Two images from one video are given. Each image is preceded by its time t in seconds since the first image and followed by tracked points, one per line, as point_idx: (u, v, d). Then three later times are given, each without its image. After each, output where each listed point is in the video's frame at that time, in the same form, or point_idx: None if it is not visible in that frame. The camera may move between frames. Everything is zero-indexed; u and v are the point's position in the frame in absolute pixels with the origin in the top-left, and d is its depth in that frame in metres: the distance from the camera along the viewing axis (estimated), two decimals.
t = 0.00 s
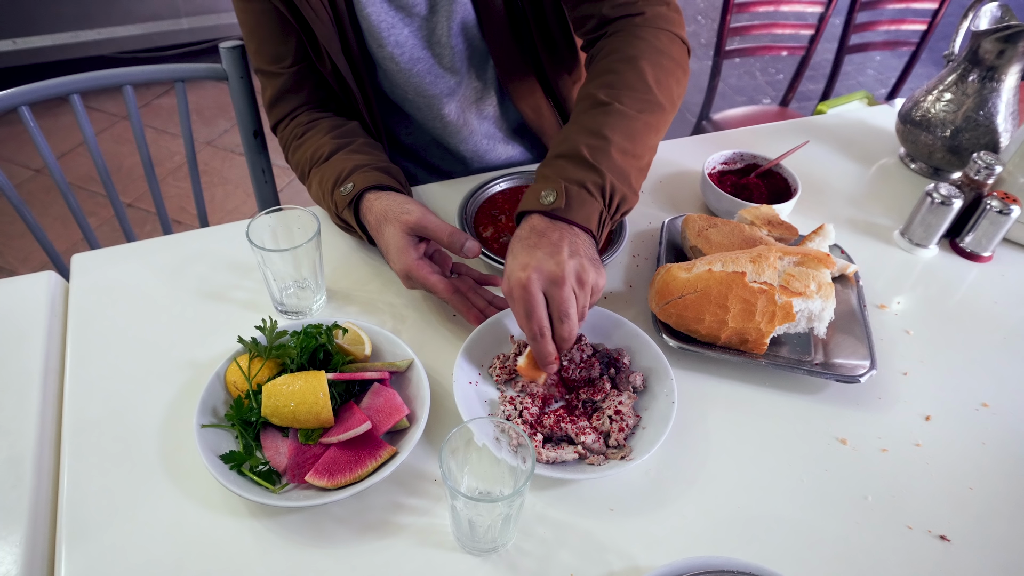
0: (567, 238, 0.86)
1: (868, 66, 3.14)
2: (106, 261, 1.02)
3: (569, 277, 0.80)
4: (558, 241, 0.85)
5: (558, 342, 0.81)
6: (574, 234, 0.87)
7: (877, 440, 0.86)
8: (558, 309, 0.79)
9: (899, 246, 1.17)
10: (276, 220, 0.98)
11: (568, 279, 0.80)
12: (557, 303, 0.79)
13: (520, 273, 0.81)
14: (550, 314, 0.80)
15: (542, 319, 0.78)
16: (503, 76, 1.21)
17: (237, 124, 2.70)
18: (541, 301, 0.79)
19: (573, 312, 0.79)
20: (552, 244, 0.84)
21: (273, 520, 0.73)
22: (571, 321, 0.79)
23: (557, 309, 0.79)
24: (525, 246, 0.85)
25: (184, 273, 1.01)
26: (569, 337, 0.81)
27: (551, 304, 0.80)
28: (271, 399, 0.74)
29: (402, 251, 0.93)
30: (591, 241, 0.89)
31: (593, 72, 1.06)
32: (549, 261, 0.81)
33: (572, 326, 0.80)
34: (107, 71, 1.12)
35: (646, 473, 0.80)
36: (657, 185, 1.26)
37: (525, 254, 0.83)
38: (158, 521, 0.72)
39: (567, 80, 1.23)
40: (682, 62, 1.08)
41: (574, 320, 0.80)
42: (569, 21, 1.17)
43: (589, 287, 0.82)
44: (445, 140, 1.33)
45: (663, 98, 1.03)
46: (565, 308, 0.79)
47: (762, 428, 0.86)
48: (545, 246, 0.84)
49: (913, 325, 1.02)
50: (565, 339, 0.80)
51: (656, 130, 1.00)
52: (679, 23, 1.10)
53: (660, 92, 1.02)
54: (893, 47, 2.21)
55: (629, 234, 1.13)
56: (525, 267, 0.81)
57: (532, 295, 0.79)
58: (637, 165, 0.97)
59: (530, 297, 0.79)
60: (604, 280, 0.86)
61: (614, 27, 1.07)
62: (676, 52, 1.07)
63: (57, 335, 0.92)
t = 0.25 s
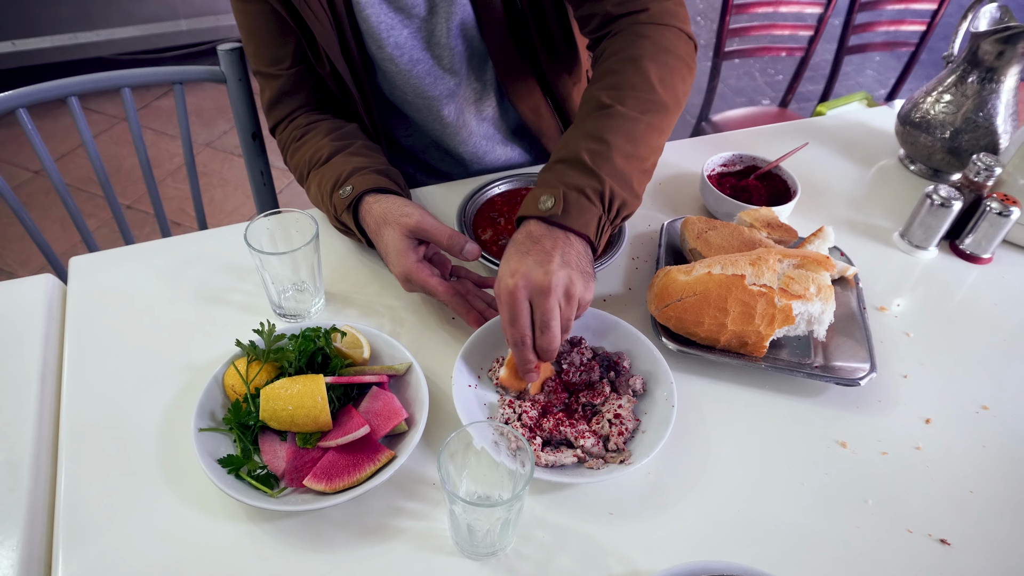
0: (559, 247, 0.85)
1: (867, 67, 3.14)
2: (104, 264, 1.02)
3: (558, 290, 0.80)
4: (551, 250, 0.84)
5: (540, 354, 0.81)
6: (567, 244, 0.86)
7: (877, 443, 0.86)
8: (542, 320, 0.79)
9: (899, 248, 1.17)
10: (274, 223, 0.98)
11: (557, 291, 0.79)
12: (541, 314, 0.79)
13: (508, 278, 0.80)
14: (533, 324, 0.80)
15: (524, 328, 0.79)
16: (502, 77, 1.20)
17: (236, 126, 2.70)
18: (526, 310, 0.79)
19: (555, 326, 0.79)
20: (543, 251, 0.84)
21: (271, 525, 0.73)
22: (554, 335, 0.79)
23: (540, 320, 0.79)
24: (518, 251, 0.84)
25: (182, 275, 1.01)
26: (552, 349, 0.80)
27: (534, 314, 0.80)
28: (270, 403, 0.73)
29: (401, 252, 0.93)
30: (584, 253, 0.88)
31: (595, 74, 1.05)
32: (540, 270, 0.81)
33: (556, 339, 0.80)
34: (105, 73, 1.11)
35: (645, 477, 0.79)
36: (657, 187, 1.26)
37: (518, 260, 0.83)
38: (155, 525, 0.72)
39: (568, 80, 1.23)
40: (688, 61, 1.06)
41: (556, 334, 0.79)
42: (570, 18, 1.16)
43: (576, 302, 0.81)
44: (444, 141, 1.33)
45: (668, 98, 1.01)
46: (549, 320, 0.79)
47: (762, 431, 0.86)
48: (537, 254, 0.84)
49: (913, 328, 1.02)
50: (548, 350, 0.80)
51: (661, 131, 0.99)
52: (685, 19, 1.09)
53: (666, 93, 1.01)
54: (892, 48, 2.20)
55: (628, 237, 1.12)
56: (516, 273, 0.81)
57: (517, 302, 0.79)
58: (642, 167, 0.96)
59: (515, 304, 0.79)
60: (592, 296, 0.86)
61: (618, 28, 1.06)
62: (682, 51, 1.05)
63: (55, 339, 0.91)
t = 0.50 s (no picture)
0: (556, 227, 0.84)
1: (868, 69, 3.14)
2: (104, 264, 1.02)
3: (546, 272, 0.80)
4: (545, 227, 0.84)
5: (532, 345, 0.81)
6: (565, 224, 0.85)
7: (878, 445, 0.85)
8: (530, 306, 0.79)
9: (901, 250, 1.16)
10: (274, 223, 0.98)
11: (544, 275, 0.79)
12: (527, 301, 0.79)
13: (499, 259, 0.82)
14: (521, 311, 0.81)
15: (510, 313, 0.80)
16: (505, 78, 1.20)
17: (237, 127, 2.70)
18: (512, 295, 0.80)
19: (542, 315, 0.79)
20: (537, 233, 0.83)
21: (271, 526, 0.72)
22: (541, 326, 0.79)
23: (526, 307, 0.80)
24: (512, 228, 0.84)
25: (182, 276, 1.01)
26: (543, 338, 0.80)
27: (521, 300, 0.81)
28: (269, 403, 0.73)
29: (401, 254, 0.93)
30: (585, 226, 0.87)
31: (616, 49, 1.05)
32: (529, 252, 0.81)
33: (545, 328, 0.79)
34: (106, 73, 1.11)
35: (645, 479, 0.79)
36: (658, 188, 1.26)
37: (510, 239, 0.83)
38: (154, 526, 0.71)
39: (571, 82, 1.23)
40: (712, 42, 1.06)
41: (544, 324, 0.79)
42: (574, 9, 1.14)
43: (568, 283, 0.81)
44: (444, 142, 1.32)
45: (689, 75, 1.00)
46: (536, 308, 0.79)
47: (763, 433, 0.86)
48: (531, 234, 0.83)
49: (914, 330, 1.02)
50: (538, 338, 0.80)
51: (680, 106, 0.98)
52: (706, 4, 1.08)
53: (686, 70, 1.00)
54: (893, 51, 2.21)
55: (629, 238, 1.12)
56: (506, 255, 0.81)
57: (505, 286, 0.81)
58: (658, 141, 0.95)
59: (503, 288, 0.80)
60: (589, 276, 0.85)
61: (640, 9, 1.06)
62: (706, 33, 1.05)
63: (55, 339, 0.91)
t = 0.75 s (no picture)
0: (556, 234, 0.84)
1: (868, 68, 3.14)
2: (104, 263, 1.02)
3: (541, 276, 0.80)
4: (546, 235, 0.84)
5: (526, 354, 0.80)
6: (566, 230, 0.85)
7: (879, 443, 0.85)
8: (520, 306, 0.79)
9: (902, 248, 1.16)
10: (274, 221, 0.98)
11: (538, 277, 0.80)
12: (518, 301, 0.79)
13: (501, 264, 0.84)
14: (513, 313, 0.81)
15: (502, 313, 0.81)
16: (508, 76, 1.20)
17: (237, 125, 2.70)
18: (505, 296, 0.81)
19: (529, 314, 0.78)
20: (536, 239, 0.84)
21: (271, 524, 0.72)
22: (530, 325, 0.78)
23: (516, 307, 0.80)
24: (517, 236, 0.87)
25: (182, 274, 1.01)
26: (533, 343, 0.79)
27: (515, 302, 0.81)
28: (270, 401, 0.73)
29: (401, 250, 0.93)
30: (591, 237, 0.86)
31: (629, 49, 1.05)
32: (527, 257, 0.82)
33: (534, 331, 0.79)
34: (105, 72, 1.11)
35: (646, 477, 0.79)
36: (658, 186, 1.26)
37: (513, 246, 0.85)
38: (154, 524, 0.71)
39: (576, 78, 1.22)
40: (729, 33, 1.04)
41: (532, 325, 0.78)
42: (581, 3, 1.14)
43: (564, 289, 0.80)
44: (446, 141, 1.32)
45: (704, 71, 0.99)
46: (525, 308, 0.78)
47: (764, 431, 0.86)
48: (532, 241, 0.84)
49: (915, 328, 1.02)
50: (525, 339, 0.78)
51: (693, 103, 0.97)
52: None
53: (701, 67, 0.99)
54: (894, 49, 2.20)
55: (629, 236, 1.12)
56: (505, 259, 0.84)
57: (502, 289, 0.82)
58: (671, 141, 0.94)
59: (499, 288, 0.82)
60: (591, 285, 0.83)
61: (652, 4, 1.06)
62: (721, 23, 1.03)
63: (55, 338, 0.91)
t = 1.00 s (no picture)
0: (556, 239, 0.86)
1: (868, 66, 3.14)
2: (106, 262, 1.02)
3: (534, 279, 0.82)
4: (548, 242, 0.86)
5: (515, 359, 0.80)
6: (566, 237, 0.87)
7: (879, 441, 0.86)
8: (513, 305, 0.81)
9: (901, 246, 1.16)
10: (275, 220, 0.98)
11: (531, 280, 0.81)
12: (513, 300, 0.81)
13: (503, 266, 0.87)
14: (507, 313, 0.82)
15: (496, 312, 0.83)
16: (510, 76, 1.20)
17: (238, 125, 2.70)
18: (502, 295, 0.83)
19: (520, 313, 0.80)
20: (538, 244, 0.86)
21: (273, 521, 0.73)
22: (519, 325, 0.80)
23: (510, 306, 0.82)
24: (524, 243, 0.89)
25: (184, 273, 1.01)
26: (520, 345, 0.79)
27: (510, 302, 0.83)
28: (271, 399, 0.73)
29: (403, 250, 0.93)
30: (594, 245, 0.86)
31: (632, 58, 1.05)
32: (525, 260, 0.84)
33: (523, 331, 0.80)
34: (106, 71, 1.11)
35: (646, 474, 0.79)
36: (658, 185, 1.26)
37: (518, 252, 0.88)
38: (155, 522, 0.72)
39: (579, 80, 1.23)
40: (732, 36, 1.04)
41: (521, 326, 0.80)
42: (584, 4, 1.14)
43: (556, 293, 0.81)
44: (447, 141, 1.33)
45: (709, 76, 0.99)
46: (517, 308, 0.80)
47: (764, 429, 0.86)
48: (534, 246, 0.87)
49: (915, 326, 1.02)
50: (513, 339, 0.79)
51: (699, 109, 0.97)
52: None
53: (706, 73, 0.99)
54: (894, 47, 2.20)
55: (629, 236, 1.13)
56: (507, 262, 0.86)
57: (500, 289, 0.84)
58: (677, 149, 0.95)
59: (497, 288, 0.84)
60: (588, 293, 0.83)
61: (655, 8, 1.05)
62: (724, 25, 1.04)
63: (57, 336, 0.91)
